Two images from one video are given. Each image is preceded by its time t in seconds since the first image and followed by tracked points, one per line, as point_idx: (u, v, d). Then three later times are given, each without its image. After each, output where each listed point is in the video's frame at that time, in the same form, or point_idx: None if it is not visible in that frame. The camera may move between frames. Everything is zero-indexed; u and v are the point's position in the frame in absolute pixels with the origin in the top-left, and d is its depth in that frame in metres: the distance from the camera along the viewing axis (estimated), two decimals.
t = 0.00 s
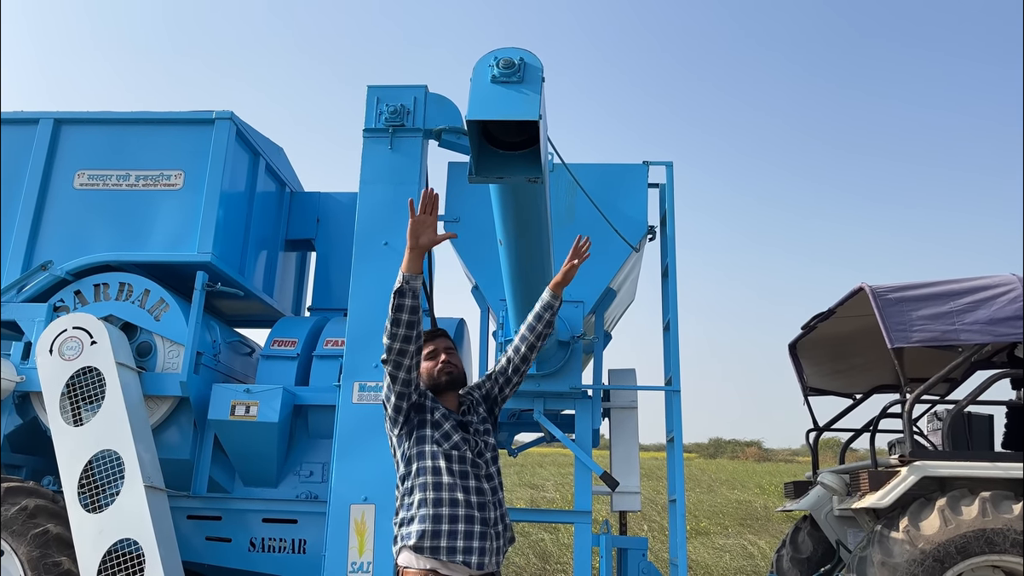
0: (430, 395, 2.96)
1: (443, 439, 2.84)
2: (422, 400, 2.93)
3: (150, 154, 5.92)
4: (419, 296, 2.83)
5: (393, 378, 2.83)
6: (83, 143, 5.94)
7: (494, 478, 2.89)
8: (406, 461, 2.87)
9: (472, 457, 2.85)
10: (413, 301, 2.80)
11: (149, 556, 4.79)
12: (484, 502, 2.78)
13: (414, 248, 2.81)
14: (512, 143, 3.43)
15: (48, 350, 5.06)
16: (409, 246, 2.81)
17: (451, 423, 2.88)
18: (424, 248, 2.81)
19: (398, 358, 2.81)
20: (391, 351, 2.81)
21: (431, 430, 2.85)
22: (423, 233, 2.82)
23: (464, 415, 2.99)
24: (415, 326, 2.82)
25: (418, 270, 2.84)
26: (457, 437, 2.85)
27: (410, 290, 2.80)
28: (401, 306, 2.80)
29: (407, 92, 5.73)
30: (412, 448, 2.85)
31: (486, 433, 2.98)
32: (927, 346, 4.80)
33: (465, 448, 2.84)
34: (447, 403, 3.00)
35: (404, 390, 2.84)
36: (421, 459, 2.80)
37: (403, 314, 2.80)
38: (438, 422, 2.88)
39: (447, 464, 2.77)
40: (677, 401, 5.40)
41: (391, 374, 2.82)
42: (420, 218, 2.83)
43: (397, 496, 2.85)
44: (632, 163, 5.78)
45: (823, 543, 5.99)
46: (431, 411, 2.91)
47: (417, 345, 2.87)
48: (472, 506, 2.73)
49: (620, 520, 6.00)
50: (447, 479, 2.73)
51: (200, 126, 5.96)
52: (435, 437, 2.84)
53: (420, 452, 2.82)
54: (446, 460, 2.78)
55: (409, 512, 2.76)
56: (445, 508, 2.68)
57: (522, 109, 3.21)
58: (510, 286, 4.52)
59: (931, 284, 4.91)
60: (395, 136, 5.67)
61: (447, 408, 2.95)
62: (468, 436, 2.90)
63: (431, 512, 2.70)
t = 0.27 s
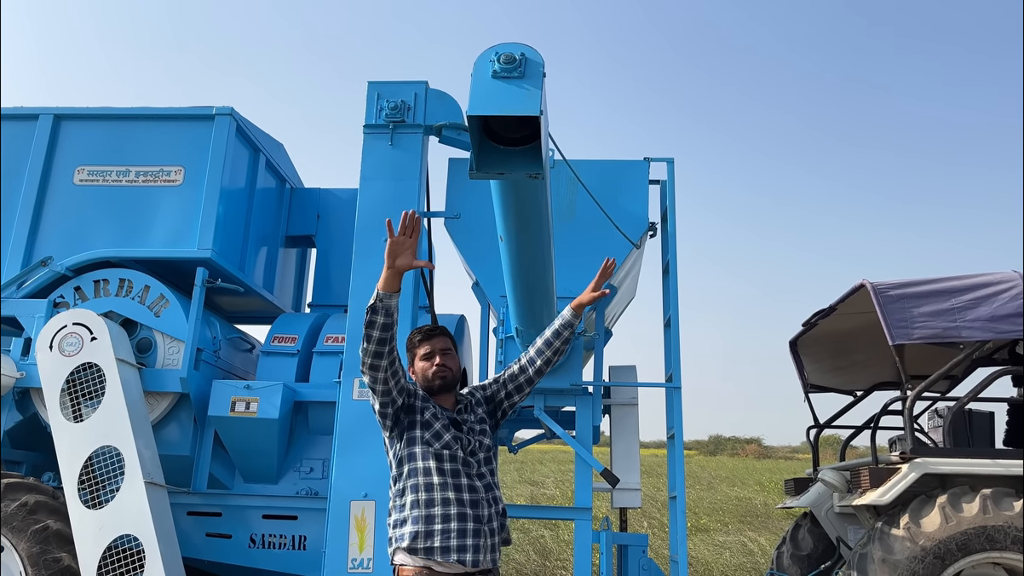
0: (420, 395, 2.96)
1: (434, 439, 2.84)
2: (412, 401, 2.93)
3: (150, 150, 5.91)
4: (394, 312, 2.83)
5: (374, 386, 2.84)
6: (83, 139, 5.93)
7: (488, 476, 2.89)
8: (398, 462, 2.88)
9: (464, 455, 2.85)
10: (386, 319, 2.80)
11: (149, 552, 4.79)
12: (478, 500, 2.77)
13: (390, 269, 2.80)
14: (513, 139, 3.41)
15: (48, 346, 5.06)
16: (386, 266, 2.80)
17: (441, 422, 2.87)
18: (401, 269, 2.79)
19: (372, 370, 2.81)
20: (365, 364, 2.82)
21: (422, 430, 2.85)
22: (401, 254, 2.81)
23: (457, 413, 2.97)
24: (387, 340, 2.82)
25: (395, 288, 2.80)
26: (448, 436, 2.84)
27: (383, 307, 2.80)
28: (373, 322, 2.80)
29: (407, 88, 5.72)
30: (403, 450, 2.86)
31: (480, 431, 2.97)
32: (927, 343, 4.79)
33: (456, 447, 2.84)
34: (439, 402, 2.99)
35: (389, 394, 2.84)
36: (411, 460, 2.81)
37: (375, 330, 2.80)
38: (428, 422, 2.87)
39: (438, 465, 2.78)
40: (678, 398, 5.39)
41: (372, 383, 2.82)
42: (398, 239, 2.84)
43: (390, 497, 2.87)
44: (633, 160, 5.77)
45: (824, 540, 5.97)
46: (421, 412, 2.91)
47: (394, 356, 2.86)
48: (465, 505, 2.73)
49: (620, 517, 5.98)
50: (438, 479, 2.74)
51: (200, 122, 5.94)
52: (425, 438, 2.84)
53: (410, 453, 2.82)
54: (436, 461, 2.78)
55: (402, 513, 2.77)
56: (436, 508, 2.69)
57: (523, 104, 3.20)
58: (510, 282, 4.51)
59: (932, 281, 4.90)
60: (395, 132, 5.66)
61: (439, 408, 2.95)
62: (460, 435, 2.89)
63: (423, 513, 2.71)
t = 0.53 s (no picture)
0: (419, 391, 2.95)
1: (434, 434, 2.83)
2: (411, 397, 2.92)
3: (151, 145, 5.89)
4: (398, 305, 2.82)
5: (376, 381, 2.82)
6: (83, 134, 5.92)
7: (487, 471, 2.89)
8: (396, 459, 2.87)
9: (463, 451, 2.84)
10: (390, 311, 2.79)
11: (150, 547, 4.79)
12: (478, 496, 2.78)
13: (398, 261, 2.79)
14: (514, 134, 3.40)
15: (49, 341, 5.05)
16: (394, 258, 2.79)
17: (441, 418, 2.86)
18: (410, 262, 2.79)
19: (374, 363, 2.80)
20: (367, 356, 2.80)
21: (421, 426, 2.84)
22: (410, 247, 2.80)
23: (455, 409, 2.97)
24: (390, 333, 2.81)
25: (401, 280, 2.79)
26: (447, 432, 2.84)
27: (388, 299, 2.79)
28: (377, 314, 2.80)
29: (408, 83, 5.71)
30: (401, 446, 2.85)
31: (478, 427, 2.97)
32: (929, 339, 4.79)
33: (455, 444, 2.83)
34: (438, 399, 2.99)
35: (388, 390, 2.83)
36: (410, 456, 2.80)
37: (378, 322, 2.80)
38: (427, 418, 2.87)
39: (437, 461, 2.77)
40: (678, 394, 5.39)
41: (372, 377, 2.81)
42: (409, 232, 2.82)
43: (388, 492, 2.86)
44: (634, 156, 5.76)
45: (824, 536, 5.97)
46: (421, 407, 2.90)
47: (396, 350, 2.85)
48: (465, 501, 2.73)
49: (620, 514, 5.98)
50: (439, 475, 2.73)
51: (201, 117, 5.93)
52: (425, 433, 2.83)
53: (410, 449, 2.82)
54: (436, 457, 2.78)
55: (402, 509, 2.76)
56: (436, 504, 2.69)
57: (525, 99, 3.18)
58: (511, 278, 4.50)
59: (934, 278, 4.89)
60: (396, 128, 5.64)
61: (437, 404, 2.94)
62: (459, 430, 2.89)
63: (423, 510, 2.71)
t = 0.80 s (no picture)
0: (417, 391, 2.94)
1: (434, 434, 2.83)
2: (408, 397, 2.91)
3: (152, 140, 5.88)
4: (392, 315, 2.81)
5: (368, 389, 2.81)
6: (84, 129, 5.91)
7: (486, 470, 2.91)
8: (395, 459, 2.86)
9: (463, 450, 2.85)
10: (384, 321, 2.79)
11: (152, 542, 4.78)
12: (479, 494, 2.79)
13: (398, 273, 2.79)
14: (517, 129, 3.39)
15: (50, 336, 5.05)
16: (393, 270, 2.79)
17: (440, 418, 2.86)
18: (409, 276, 2.79)
19: (364, 372, 2.79)
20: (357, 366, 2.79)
21: (419, 427, 2.84)
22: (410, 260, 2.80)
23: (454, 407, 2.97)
24: (382, 343, 2.80)
25: (398, 292, 2.79)
26: (446, 432, 2.84)
27: (382, 310, 2.78)
28: (370, 324, 2.79)
29: (410, 78, 5.69)
30: (400, 447, 2.84)
31: (478, 425, 2.97)
32: (932, 336, 4.78)
33: (455, 444, 2.84)
34: (437, 396, 2.98)
35: (384, 393, 2.83)
36: (409, 457, 2.80)
37: (370, 333, 2.79)
38: (426, 417, 2.86)
39: (437, 461, 2.78)
40: (681, 390, 5.38)
41: (364, 386, 2.80)
42: (411, 244, 2.83)
43: (387, 492, 2.85)
44: (637, 151, 5.74)
45: (826, 532, 5.97)
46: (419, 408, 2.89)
47: (387, 358, 2.84)
48: (466, 500, 2.75)
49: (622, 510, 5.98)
50: (439, 475, 2.74)
51: (202, 112, 5.92)
52: (424, 433, 2.83)
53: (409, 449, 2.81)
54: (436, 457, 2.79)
55: (402, 509, 2.76)
56: (437, 504, 2.70)
57: (528, 94, 3.17)
58: (513, 273, 4.49)
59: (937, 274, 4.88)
60: (398, 123, 5.63)
61: (436, 402, 2.93)
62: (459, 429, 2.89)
63: (425, 510, 2.71)
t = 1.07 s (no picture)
0: (414, 400, 2.91)
1: (434, 440, 2.83)
2: (405, 408, 2.89)
3: (154, 138, 5.87)
4: (382, 360, 2.78)
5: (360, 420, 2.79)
6: (86, 127, 5.90)
7: (486, 471, 2.93)
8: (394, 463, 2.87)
9: (463, 454, 2.86)
10: (373, 367, 2.75)
11: (154, 540, 4.78)
12: (479, 496, 2.81)
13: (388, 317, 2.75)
14: (520, 127, 3.38)
15: (52, 334, 5.05)
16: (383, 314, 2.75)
17: (440, 425, 2.85)
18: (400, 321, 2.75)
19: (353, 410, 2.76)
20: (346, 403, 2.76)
21: (418, 436, 2.83)
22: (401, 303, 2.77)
23: (455, 409, 2.97)
24: (369, 388, 2.76)
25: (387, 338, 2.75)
26: (447, 438, 2.84)
27: (372, 356, 2.74)
28: (358, 369, 2.75)
29: (412, 75, 5.68)
30: (399, 455, 2.84)
31: (478, 427, 2.98)
32: (935, 333, 4.77)
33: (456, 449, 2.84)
34: (437, 400, 2.97)
35: (380, 411, 2.81)
36: (408, 464, 2.80)
37: (358, 377, 2.75)
38: (425, 425, 2.85)
39: (437, 467, 2.79)
40: (683, 389, 5.37)
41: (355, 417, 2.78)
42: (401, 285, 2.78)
43: (386, 495, 2.86)
44: (639, 148, 5.73)
45: (828, 530, 5.97)
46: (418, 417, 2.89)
47: (376, 393, 2.80)
48: (467, 502, 2.77)
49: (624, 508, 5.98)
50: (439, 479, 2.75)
51: (203, 110, 5.91)
52: (424, 440, 2.83)
53: (409, 455, 2.81)
54: (437, 463, 2.80)
55: (402, 512, 2.78)
56: (438, 508, 2.72)
57: (531, 91, 3.16)
58: (516, 271, 4.49)
59: (940, 272, 4.87)
60: (400, 120, 5.62)
61: (435, 406, 2.93)
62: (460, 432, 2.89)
63: (426, 513, 2.73)
